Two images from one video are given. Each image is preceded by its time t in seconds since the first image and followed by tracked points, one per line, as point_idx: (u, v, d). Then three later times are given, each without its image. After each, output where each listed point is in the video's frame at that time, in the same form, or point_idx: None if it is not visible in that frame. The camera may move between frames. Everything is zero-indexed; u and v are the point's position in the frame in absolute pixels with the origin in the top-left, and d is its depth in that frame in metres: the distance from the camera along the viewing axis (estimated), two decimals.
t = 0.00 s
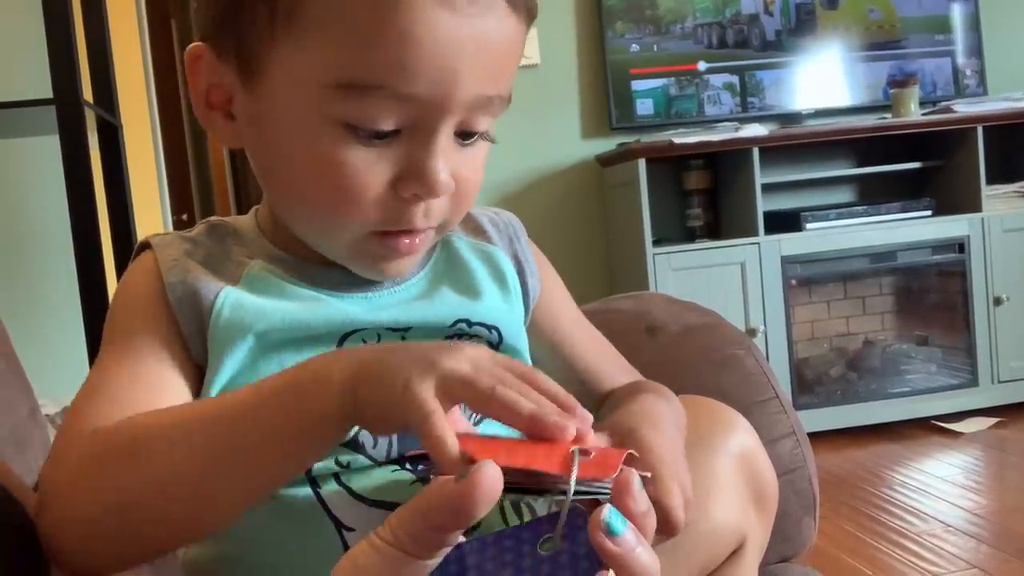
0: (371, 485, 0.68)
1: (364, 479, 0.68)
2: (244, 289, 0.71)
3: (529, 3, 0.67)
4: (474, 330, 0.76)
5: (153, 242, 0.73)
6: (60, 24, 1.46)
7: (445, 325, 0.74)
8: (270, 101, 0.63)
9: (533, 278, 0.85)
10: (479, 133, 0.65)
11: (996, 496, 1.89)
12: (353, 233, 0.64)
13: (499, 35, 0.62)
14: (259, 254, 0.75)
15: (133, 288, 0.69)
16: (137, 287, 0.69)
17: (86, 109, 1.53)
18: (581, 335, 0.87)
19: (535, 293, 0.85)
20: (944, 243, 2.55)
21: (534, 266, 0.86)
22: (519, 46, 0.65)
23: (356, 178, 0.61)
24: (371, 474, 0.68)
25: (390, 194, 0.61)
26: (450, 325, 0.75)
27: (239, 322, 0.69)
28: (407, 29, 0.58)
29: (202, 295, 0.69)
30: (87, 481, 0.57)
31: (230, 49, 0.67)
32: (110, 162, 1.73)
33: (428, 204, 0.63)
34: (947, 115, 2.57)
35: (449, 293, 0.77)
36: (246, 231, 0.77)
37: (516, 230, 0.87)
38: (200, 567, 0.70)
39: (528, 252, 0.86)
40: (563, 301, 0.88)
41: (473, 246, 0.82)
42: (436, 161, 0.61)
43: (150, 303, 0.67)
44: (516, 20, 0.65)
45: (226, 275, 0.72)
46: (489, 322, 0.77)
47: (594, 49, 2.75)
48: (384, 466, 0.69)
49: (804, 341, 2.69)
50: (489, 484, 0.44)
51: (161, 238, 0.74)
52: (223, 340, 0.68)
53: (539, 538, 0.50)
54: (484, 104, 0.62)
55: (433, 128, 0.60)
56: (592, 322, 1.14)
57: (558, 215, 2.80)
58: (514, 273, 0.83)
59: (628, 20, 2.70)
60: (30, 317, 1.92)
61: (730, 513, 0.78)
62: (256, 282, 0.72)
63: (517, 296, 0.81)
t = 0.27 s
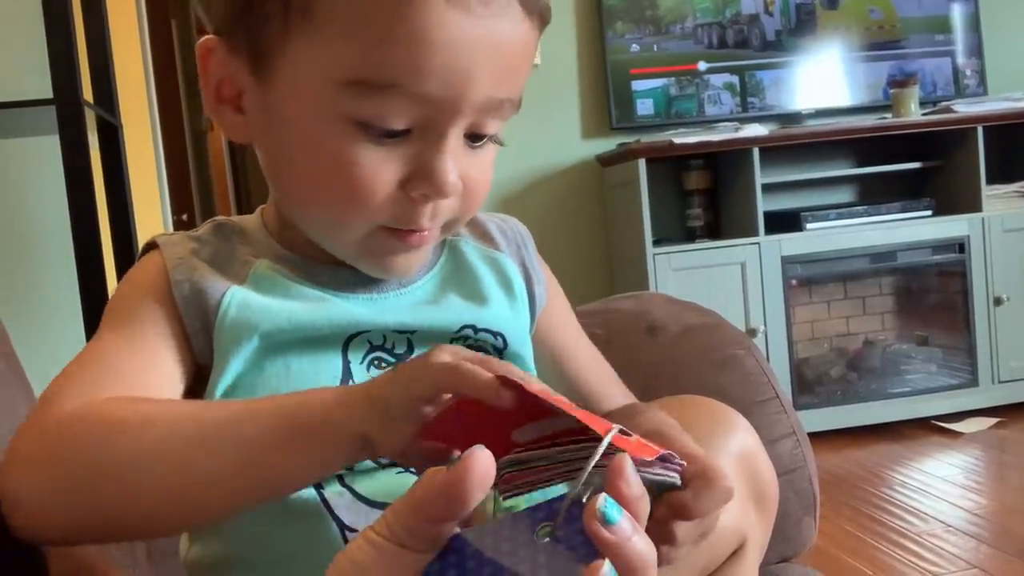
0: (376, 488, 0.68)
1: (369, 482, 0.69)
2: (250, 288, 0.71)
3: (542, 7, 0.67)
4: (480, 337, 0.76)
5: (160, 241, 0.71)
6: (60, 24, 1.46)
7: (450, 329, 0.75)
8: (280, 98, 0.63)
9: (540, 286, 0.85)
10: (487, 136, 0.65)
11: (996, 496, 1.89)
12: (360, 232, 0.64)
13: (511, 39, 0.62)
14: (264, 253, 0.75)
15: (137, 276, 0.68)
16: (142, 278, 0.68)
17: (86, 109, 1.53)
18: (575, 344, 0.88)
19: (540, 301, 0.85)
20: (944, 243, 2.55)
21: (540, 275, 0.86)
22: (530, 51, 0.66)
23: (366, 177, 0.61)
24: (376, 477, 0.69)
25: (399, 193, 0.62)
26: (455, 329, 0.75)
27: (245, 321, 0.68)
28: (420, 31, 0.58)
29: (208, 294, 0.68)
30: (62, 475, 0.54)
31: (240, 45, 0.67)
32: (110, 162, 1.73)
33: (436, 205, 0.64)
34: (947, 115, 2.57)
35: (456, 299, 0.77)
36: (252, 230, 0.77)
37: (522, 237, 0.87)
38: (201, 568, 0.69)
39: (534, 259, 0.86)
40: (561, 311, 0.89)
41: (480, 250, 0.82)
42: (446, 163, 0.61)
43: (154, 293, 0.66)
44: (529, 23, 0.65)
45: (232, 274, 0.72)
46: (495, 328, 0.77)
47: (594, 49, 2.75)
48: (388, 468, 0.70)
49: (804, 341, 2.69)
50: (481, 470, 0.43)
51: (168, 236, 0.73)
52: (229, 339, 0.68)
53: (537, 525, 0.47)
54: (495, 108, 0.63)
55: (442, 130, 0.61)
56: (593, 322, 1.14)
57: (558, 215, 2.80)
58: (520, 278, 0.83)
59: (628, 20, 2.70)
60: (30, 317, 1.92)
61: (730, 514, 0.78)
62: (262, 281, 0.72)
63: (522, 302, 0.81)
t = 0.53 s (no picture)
0: (377, 490, 0.68)
1: (369, 483, 0.69)
2: (249, 289, 0.71)
3: (542, 9, 0.68)
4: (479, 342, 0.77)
5: (160, 244, 0.71)
6: (60, 25, 1.46)
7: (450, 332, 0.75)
8: (280, 98, 0.63)
9: (540, 292, 0.85)
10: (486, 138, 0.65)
11: (996, 497, 1.89)
12: (356, 233, 0.64)
13: (511, 42, 0.62)
14: (263, 256, 0.75)
15: (136, 274, 0.68)
16: (141, 275, 0.68)
17: (86, 110, 1.53)
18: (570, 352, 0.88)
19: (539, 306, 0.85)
20: (943, 244, 2.55)
21: (542, 283, 0.86)
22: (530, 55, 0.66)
23: (364, 177, 0.61)
24: (377, 479, 0.69)
25: (395, 194, 0.61)
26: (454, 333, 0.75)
27: (245, 322, 0.69)
28: (421, 31, 0.58)
29: (207, 295, 0.68)
30: (52, 473, 0.53)
31: (240, 46, 0.67)
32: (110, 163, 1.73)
33: (433, 207, 0.63)
34: (946, 116, 2.57)
35: (456, 303, 0.77)
36: (252, 232, 0.77)
37: (523, 245, 0.87)
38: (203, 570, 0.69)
39: (536, 268, 0.86)
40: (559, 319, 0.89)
41: (480, 255, 0.82)
42: (445, 165, 0.61)
43: (152, 292, 0.66)
44: (529, 25, 0.65)
45: (231, 276, 0.72)
46: (493, 334, 0.77)
47: (593, 50, 2.75)
48: (389, 470, 0.69)
49: (805, 342, 2.69)
50: (475, 442, 0.43)
51: (168, 239, 0.72)
52: (227, 340, 0.68)
53: (538, 531, 0.47)
54: (494, 112, 0.63)
55: (440, 132, 0.60)
56: (593, 323, 1.14)
57: (557, 216, 2.80)
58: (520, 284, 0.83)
59: (628, 21, 2.71)
60: (30, 319, 1.92)
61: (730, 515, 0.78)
62: (262, 282, 0.72)
63: (522, 308, 0.82)
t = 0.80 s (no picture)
0: (371, 492, 0.68)
1: (363, 485, 0.69)
2: (243, 291, 0.71)
3: (525, 3, 0.68)
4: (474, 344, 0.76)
5: (153, 247, 0.72)
6: (61, 26, 1.46)
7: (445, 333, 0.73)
8: (261, 92, 0.64)
9: (535, 297, 0.86)
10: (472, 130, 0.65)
11: (995, 498, 1.89)
12: (339, 225, 0.64)
13: (493, 33, 0.62)
14: (257, 257, 0.75)
15: (130, 283, 0.68)
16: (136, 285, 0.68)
17: (86, 111, 1.53)
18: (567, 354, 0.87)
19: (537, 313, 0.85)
20: (943, 245, 2.56)
21: (537, 287, 0.86)
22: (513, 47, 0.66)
23: (345, 169, 0.61)
24: (371, 482, 0.69)
25: (377, 185, 0.62)
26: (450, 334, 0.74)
27: (239, 324, 0.69)
28: (395, 23, 0.58)
29: (200, 298, 0.68)
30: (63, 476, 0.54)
31: (222, 44, 0.67)
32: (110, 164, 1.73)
33: (417, 199, 0.63)
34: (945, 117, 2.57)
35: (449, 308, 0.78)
36: (246, 234, 0.77)
37: (520, 248, 0.88)
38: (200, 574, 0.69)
39: (531, 271, 0.87)
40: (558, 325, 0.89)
41: (475, 259, 0.82)
42: (424, 157, 0.61)
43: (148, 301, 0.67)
44: (513, 19, 0.65)
45: (224, 278, 0.72)
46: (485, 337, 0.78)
47: (593, 50, 2.75)
48: (383, 472, 0.70)
49: (804, 343, 2.69)
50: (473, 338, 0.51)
51: (160, 242, 0.73)
52: (222, 342, 0.68)
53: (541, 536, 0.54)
54: (477, 104, 0.63)
55: (420, 126, 0.61)
56: (592, 323, 1.14)
57: (557, 217, 2.80)
58: (515, 288, 0.84)
59: (627, 22, 2.71)
60: (29, 319, 1.92)
61: (730, 515, 0.78)
62: (256, 283, 0.72)
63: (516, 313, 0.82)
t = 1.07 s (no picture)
0: (371, 500, 0.68)
1: (363, 492, 0.69)
2: (239, 299, 0.73)
3: None
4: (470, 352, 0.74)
5: (149, 245, 0.75)
6: (60, 26, 1.46)
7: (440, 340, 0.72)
8: (234, 76, 0.65)
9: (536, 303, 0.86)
10: (445, 105, 0.64)
11: (994, 499, 1.89)
12: (304, 204, 0.63)
13: (470, 17, 0.62)
14: (257, 259, 0.76)
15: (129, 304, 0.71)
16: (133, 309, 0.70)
17: (85, 112, 1.53)
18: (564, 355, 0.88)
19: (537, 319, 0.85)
20: (942, 246, 2.56)
21: (537, 294, 0.86)
22: (489, 29, 0.66)
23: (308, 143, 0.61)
24: (371, 489, 0.69)
25: (339, 161, 0.60)
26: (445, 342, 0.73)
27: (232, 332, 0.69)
28: None
29: (195, 308, 0.70)
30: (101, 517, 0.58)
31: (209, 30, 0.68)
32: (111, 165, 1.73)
33: (383, 176, 0.62)
34: (944, 118, 2.57)
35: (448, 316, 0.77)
36: (245, 233, 0.79)
37: (522, 253, 0.88)
38: None
39: (532, 277, 0.87)
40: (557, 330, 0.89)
41: (476, 265, 0.82)
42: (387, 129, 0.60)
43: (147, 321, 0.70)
44: None
45: (222, 284, 0.74)
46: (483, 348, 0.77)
47: (593, 51, 2.76)
48: (382, 480, 0.70)
49: (804, 344, 2.69)
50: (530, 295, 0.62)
51: (158, 241, 0.76)
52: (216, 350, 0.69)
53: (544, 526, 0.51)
54: (453, 79, 0.63)
55: (385, 96, 0.59)
56: (592, 324, 1.14)
57: (558, 218, 2.80)
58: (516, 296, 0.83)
59: (627, 23, 2.71)
60: (29, 319, 1.92)
61: (730, 516, 0.78)
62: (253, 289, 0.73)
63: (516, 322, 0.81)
